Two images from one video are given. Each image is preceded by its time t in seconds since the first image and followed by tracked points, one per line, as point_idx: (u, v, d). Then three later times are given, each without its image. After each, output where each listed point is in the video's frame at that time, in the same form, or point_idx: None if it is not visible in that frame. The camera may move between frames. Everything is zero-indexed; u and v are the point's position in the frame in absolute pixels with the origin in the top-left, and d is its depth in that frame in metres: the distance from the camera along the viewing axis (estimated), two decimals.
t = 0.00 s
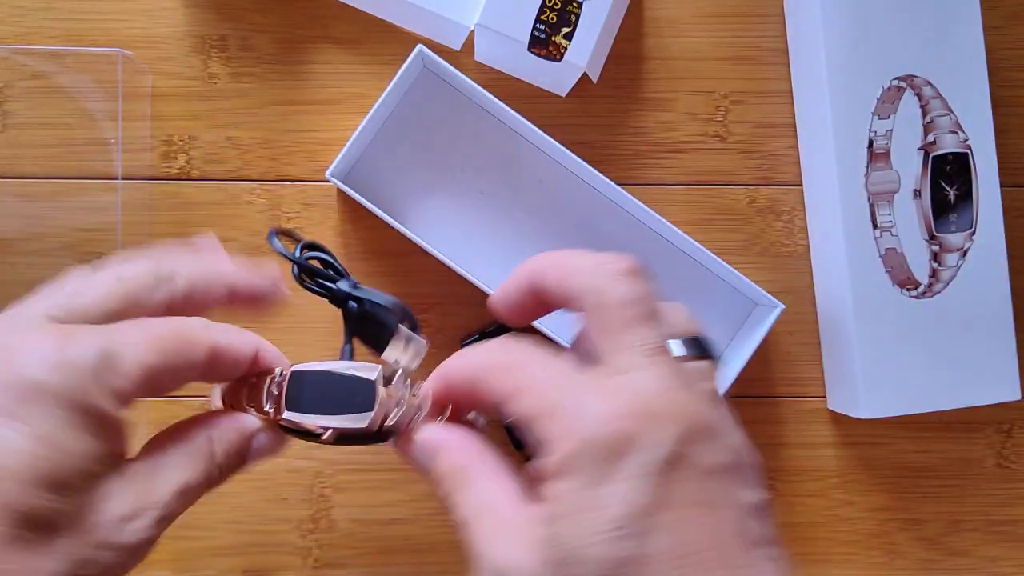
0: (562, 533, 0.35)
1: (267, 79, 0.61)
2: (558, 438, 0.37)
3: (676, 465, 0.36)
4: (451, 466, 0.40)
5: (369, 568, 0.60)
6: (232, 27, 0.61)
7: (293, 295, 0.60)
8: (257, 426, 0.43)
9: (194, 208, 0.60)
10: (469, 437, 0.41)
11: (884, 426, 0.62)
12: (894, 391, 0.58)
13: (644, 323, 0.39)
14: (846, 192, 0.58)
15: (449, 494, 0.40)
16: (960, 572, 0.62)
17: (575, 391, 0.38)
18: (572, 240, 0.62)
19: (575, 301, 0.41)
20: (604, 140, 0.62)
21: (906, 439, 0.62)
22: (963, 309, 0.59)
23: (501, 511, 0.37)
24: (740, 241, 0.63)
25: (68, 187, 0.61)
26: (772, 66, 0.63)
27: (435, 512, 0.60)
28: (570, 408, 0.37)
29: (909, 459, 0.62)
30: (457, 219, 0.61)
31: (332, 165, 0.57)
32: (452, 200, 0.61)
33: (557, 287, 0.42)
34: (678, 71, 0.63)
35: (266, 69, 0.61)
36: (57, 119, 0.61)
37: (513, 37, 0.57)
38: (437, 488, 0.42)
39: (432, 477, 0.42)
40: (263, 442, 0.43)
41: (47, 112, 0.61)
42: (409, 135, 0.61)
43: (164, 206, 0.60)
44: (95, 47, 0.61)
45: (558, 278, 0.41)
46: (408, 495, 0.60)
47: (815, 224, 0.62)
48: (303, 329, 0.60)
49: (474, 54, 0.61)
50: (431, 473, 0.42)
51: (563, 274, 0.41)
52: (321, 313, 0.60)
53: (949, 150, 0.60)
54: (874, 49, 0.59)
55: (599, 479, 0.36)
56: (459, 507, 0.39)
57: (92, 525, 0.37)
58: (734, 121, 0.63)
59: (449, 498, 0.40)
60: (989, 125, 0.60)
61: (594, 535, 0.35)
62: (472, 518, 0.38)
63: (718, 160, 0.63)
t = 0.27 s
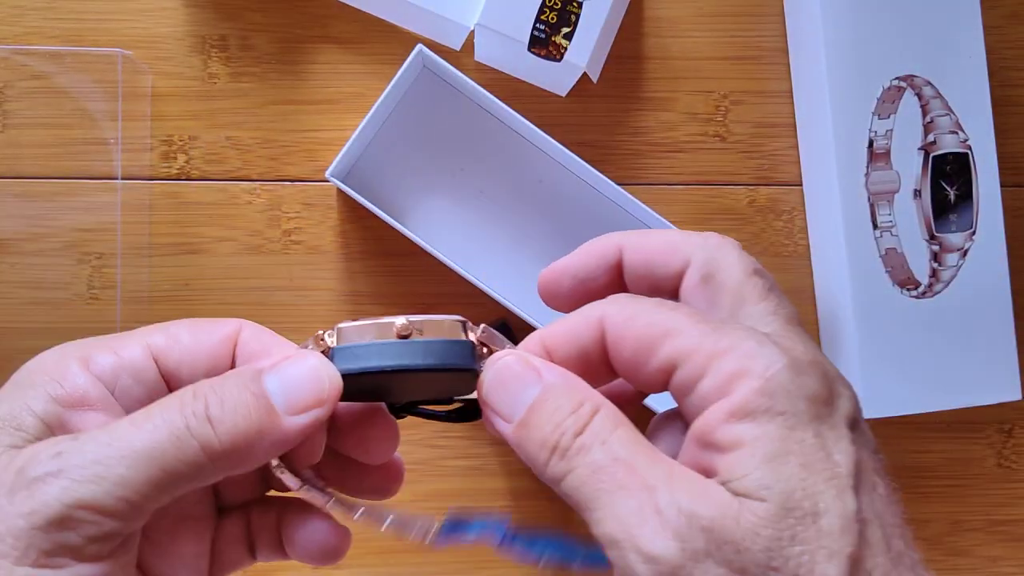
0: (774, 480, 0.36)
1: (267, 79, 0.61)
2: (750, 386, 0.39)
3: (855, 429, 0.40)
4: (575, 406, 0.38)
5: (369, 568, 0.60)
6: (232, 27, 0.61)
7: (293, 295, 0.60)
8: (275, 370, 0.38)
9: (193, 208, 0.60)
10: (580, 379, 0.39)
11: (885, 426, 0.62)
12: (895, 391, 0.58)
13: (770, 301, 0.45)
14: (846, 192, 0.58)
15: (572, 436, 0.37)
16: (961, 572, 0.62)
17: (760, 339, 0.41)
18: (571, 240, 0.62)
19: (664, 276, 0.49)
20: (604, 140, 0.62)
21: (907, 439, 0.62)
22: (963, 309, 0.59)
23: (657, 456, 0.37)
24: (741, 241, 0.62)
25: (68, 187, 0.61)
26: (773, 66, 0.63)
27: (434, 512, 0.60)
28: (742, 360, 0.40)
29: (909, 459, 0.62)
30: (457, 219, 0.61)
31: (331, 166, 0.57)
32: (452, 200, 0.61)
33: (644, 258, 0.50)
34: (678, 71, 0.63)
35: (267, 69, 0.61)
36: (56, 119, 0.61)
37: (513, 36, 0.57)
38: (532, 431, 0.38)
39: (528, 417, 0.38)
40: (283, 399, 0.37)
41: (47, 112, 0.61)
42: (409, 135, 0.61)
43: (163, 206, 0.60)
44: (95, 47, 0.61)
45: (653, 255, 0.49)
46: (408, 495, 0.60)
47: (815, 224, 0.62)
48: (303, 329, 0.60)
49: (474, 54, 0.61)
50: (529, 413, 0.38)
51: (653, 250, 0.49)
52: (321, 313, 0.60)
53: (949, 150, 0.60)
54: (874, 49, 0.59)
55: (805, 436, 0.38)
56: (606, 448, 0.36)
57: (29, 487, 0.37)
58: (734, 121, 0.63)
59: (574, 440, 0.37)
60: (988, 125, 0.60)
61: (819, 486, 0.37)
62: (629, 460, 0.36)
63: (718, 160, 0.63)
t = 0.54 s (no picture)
0: (784, 488, 0.36)
1: (267, 79, 0.61)
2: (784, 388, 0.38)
3: (889, 445, 0.39)
4: (609, 390, 0.39)
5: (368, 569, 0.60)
6: (231, 26, 0.61)
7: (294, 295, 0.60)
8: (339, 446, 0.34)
9: (193, 208, 0.60)
10: (618, 359, 0.40)
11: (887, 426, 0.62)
12: (894, 392, 0.58)
13: (827, 297, 0.45)
14: (846, 192, 0.58)
15: (597, 420, 0.38)
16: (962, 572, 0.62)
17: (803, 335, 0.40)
18: (571, 240, 0.62)
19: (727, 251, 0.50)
20: (604, 140, 0.62)
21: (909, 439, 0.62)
22: (964, 309, 0.59)
23: (674, 451, 0.38)
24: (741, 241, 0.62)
25: (68, 187, 0.61)
26: (773, 65, 0.63)
27: (434, 513, 0.60)
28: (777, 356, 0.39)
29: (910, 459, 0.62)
30: (457, 219, 0.61)
31: (331, 165, 0.57)
32: (452, 200, 0.61)
33: (712, 230, 0.50)
34: (678, 71, 0.63)
35: (266, 68, 0.61)
36: (55, 119, 0.61)
37: (514, 36, 0.57)
38: (564, 407, 0.39)
39: (565, 393, 0.39)
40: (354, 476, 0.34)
41: (46, 111, 0.61)
42: (408, 135, 0.61)
43: (163, 206, 0.60)
44: (94, 46, 0.61)
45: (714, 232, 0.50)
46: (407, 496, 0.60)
47: (815, 224, 0.61)
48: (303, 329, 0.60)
49: (473, 54, 0.61)
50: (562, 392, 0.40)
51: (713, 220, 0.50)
52: (321, 313, 0.60)
53: (949, 150, 0.60)
54: (874, 49, 0.59)
55: (830, 446, 0.37)
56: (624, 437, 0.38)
57: None
58: (734, 120, 0.63)
59: (600, 424, 0.38)
60: (988, 124, 0.60)
61: (832, 498, 0.36)
62: (644, 451, 0.38)
63: (719, 160, 0.63)
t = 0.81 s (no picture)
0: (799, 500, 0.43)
1: (266, 78, 0.61)
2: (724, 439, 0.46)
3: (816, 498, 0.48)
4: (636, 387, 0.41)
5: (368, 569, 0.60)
6: (230, 25, 0.61)
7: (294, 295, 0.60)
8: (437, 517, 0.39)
9: (191, 208, 0.60)
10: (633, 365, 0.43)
11: (887, 426, 0.62)
12: (895, 392, 0.57)
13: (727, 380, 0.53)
14: (847, 192, 0.58)
15: (640, 408, 0.40)
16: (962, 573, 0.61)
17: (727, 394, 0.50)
18: (571, 240, 0.61)
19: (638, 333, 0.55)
20: (604, 139, 0.62)
21: (909, 440, 0.62)
22: (965, 309, 0.59)
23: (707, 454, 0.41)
24: (741, 241, 0.62)
25: (67, 187, 0.61)
26: (774, 65, 0.63)
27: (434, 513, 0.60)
28: (696, 415, 0.47)
29: (911, 459, 0.62)
30: (457, 219, 0.61)
31: (330, 165, 0.57)
32: (452, 200, 0.61)
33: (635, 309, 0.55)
34: (679, 70, 0.63)
35: (265, 68, 0.61)
36: (54, 118, 0.61)
37: (513, 35, 0.56)
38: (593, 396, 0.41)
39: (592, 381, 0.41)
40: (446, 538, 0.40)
41: (45, 111, 0.61)
42: (408, 135, 0.61)
43: (161, 206, 0.60)
44: (92, 45, 0.61)
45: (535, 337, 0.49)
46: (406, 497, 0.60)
47: (816, 224, 0.61)
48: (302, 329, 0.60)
49: (473, 53, 0.61)
50: (590, 380, 0.41)
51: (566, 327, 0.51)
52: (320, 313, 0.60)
53: (951, 149, 0.59)
54: (875, 48, 0.58)
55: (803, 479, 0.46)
56: (669, 438, 0.40)
57: None
58: (734, 120, 0.63)
59: (644, 419, 0.40)
60: (991, 123, 0.60)
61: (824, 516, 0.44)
62: (688, 447, 0.40)
63: (719, 159, 0.62)
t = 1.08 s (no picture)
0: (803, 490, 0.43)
1: (266, 78, 0.61)
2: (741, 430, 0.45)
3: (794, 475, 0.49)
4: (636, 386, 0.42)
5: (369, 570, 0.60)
6: (230, 25, 0.61)
7: (294, 295, 0.60)
8: None
9: (192, 208, 0.60)
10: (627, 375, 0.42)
11: (887, 427, 0.62)
12: (895, 392, 0.57)
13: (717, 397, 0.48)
14: (846, 191, 0.58)
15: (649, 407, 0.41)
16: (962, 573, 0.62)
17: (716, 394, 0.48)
18: (571, 240, 0.61)
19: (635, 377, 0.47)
20: (604, 139, 0.62)
21: (909, 440, 0.62)
22: (965, 309, 0.59)
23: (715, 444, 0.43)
24: (742, 241, 0.62)
25: (66, 187, 0.61)
26: (774, 65, 0.63)
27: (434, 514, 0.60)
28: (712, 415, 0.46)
29: (911, 460, 0.62)
30: (457, 219, 0.61)
31: (330, 165, 0.57)
32: (452, 200, 0.61)
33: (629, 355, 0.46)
34: (679, 70, 0.63)
35: (265, 68, 0.61)
36: (53, 118, 0.61)
37: (513, 35, 0.56)
38: (603, 410, 0.41)
39: (597, 395, 0.41)
40: None
41: (46, 111, 0.61)
42: (407, 134, 0.61)
43: (161, 206, 0.60)
44: (92, 45, 0.61)
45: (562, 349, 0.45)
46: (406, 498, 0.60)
47: (816, 224, 0.61)
48: (303, 329, 0.60)
49: (473, 53, 0.61)
50: (596, 395, 0.40)
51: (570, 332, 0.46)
52: (321, 313, 0.60)
53: (951, 149, 0.59)
54: (875, 48, 0.58)
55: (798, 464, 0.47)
56: (684, 424, 0.42)
57: None
58: (734, 120, 0.63)
59: (656, 412, 0.41)
60: (990, 123, 0.60)
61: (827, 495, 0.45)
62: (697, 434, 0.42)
63: (719, 159, 0.62)
